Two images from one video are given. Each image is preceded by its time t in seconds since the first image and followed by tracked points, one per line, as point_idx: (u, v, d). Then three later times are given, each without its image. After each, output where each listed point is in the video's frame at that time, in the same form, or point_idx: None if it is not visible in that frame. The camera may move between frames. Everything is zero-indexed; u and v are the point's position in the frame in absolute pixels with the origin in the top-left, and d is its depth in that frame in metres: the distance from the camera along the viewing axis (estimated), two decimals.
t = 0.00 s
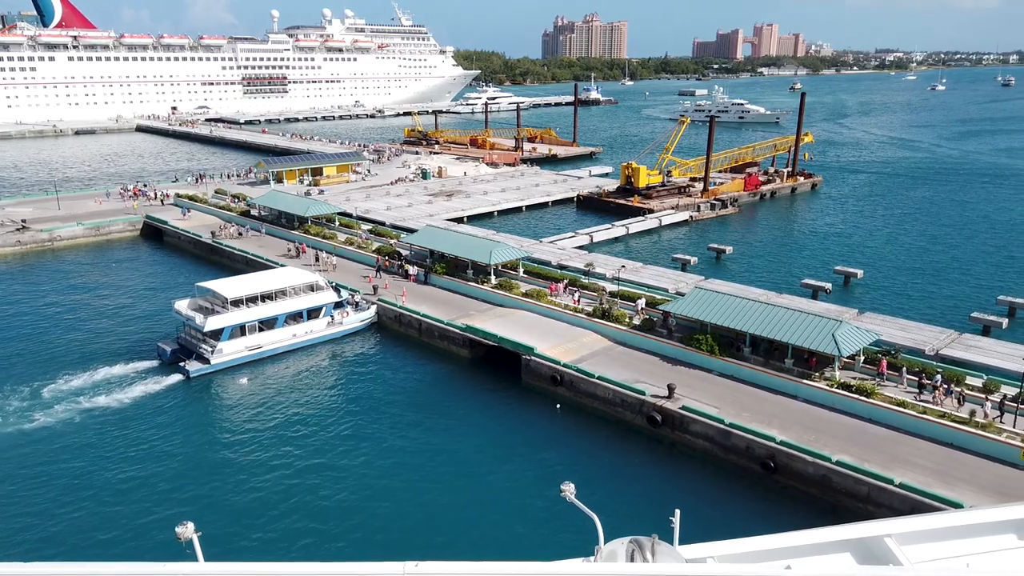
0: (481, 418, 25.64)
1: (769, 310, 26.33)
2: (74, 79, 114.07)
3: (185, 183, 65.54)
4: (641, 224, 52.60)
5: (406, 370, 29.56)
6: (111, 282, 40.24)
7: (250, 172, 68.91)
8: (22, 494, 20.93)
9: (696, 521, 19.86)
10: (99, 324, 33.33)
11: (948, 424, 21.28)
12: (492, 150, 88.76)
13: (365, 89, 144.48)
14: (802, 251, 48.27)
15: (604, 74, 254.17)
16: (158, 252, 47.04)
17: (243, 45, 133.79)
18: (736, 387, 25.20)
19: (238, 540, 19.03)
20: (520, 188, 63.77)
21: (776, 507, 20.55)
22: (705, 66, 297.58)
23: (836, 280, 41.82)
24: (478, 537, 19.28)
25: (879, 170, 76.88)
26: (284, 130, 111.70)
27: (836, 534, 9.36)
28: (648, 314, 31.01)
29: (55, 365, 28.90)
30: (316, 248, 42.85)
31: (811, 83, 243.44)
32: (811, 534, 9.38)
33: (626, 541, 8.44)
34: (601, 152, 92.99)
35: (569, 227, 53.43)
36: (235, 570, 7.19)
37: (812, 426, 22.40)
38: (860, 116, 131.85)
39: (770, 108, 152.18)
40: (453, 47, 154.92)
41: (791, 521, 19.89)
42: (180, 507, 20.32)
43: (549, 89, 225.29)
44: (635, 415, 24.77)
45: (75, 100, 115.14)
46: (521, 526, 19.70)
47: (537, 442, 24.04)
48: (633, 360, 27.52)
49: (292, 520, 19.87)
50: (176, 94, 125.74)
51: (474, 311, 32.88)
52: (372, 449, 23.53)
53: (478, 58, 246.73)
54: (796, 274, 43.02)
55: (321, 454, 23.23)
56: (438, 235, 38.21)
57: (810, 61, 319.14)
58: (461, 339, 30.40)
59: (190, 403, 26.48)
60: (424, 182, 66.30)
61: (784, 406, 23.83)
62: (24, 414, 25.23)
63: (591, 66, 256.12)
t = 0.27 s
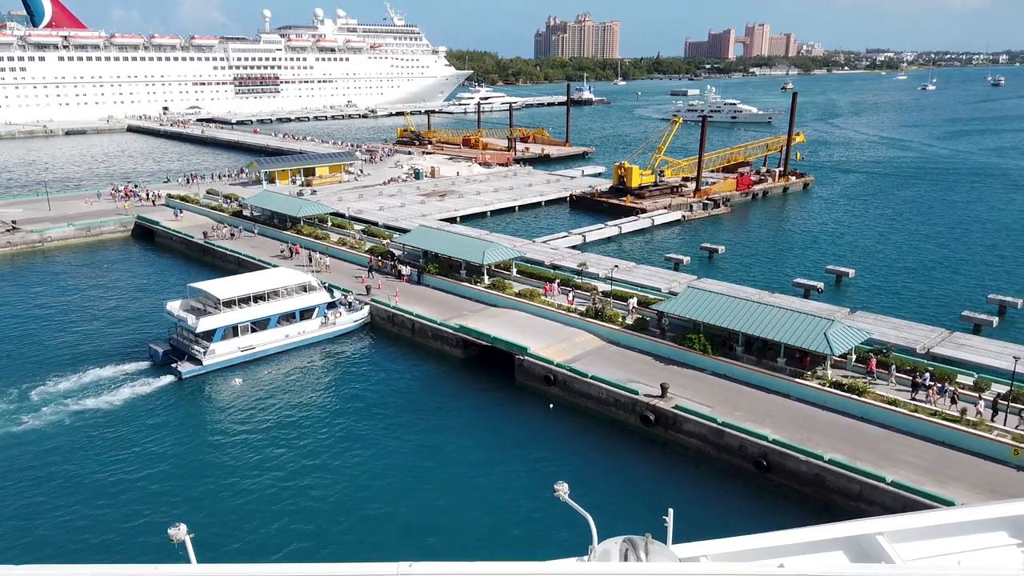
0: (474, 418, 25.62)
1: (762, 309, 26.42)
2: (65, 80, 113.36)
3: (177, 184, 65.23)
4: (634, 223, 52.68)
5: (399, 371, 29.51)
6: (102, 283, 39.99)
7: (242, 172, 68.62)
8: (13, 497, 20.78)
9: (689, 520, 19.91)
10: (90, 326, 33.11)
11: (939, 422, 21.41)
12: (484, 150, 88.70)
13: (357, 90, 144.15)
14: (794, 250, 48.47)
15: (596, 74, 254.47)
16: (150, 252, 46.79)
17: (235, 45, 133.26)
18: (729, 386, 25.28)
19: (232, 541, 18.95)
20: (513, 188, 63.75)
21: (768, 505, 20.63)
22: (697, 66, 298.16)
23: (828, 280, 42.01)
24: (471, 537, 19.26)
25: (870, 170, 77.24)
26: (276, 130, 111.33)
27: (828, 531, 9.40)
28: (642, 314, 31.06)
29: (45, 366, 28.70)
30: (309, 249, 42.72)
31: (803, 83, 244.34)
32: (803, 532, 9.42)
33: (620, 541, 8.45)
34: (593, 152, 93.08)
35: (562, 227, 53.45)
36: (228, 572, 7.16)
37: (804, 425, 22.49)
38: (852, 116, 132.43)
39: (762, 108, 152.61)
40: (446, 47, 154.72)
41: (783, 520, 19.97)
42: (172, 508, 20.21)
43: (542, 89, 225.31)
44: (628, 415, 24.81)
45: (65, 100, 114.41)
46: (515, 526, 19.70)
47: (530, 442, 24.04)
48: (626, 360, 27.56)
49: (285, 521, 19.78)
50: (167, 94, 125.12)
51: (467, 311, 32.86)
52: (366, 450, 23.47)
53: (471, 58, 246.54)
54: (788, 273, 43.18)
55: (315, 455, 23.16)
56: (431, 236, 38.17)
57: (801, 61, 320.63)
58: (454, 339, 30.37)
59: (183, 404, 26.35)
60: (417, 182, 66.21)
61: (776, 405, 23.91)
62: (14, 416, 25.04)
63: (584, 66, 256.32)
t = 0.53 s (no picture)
0: (468, 418, 25.59)
1: (754, 309, 26.50)
2: (55, 80, 112.66)
3: (168, 184, 64.91)
4: (627, 224, 52.74)
5: (393, 371, 29.47)
6: (93, 284, 39.75)
7: (234, 172, 68.35)
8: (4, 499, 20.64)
9: (682, 519, 19.94)
10: (81, 327, 32.91)
11: (931, 421, 21.52)
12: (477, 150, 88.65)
13: (350, 90, 143.81)
14: (786, 250, 48.65)
15: (589, 74, 254.77)
16: (141, 253, 46.55)
17: (226, 45, 132.73)
18: (721, 385, 25.35)
19: (225, 542, 18.90)
20: (506, 188, 63.74)
21: (761, 504, 20.69)
22: (689, 66, 298.79)
23: (820, 279, 42.18)
24: (465, 538, 19.24)
25: (862, 170, 77.59)
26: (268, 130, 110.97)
27: (820, 529, 9.46)
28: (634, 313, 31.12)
29: (36, 368, 28.53)
30: (301, 249, 42.58)
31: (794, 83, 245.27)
32: (796, 531, 9.46)
33: (613, 540, 8.46)
34: (586, 152, 93.16)
35: (555, 227, 53.48)
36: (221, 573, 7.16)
37: (796, 424, 22.58)
38: (844, 116, 133.04)
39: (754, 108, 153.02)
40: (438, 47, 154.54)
41: (776, 519, 20.04)
42: (165, 510, 20.13)
43: (534, 88, 225.34)
44: (621, 414, 24.85)
45: (55, 100, 113.69)
46: (508, 527, 19.68)
47: (523, 442, 24.04)
48: (619, 359, 27.61)
49: (278, 523, 19.69)
50: (159, 94, 124.53)
51: (460, 311, 32.83)
52: (359, 451, 23.42)
53: (464, 58, 246.37)
54: (780, 273, 43.33)
55: (308, 456, 23.10)
56: (424, 236, 38.11)
57: (793, 61, 321.85)
58: (447, 339, 30.33)
59: (175, 406, 26.23)
60: (409, 182, 66.12)
61: (769, 404, 23.99)
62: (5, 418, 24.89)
63: (576, 65, 256.52)
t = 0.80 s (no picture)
0: (461, 419, 25.57)
1: (747, 308, 26.56)
2: (45, 80, 111.91)
3: (159, 184, 64.58)
4: (620, 223, 52.81)
5: (386, 371, 29.41)
6: (84, 285, 39.52)
7: (226, 172, 68.08)
8: None
9: (676, 518, 20.00)
10: (72, 328, 32.71)
11: (922, 419, 21.64)
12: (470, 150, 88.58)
13: (342, 90, 143.49)
14: (778, 249, 48.85)
15: (581, 74, 255.04)
16: (133, 254, 46.30)
17: (218, 44, 132.16)
18: (714, 384, 25.41)
19: (218, 543, 18.84)
20: (499, 188, 63.72)
21: (754, 503, 20.76)
22: (682, 66, 299.53)
23: (812, 278, 42.37)
24: (458, 538, 19.22)
25: (853, 169, 77.96)
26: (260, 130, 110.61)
27: (814, 528, 9.50)
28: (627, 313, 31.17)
29: (27, 370, 28.33)
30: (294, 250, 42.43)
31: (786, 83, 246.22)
32: (789, 529, 9.51)
33: (608, 539, 8.45)
34: (579, 152, 93.24)
35: (548, 227, 53.50)
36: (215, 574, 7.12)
37: (789, 423, 22.68)
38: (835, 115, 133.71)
39: (746, 108, 153.50)
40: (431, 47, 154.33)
41: (769, 517, 20.12)
42: (158, 512, 20.03)
43: (527, 88, 225.35)
44: (615, 414, 24.88)
45: (46, 100, 112.94)
46: (502, 527, 19.68)
47: (517, 442, 24.04)
48: (613, 359, 27.65)
49: (270, 524, 19.62)
50: (150, 94, 123.88)
51: (453, 311, 32.81)
52: (352, 451, 23.35)
53: (456, 58, 246.12)
54: (773, 272, 43.49)
55: (301, 456, 23.04)
56: (417, 236, 38.06)
57: (784, 61, 323.26)
58: (440, 339, 30.30)
59: (167, 407, 26.10)
60: (402, 182, 66.03)
61: (761, 403, 24.07)
62: None
63: (569, 66, 256.73)
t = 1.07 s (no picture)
0: (455, 419, 25.54)
1: (739, 307, 26.64)
2: (35, 80, 111.12)
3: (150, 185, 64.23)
4: (613, 223, 52.88)
5: (379, 372, 29.36)
6: (75, 286, 39.29)
7: (218, 173, 67.79)
8: None
9: (669, 517, 20.04)
10: (63, 330, 32.51)
11: (914, 417, 21.76)
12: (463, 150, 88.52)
13: (334, 90, 143.11)
14: (770, 248, 49.03)
15: (573, 73, 255.24)
16: (124, 255, 46.06)
17: (209, 44, 131.56)
18: (707, 383, 25.48)
19: (211, 545, 18.79)
20: (492, 188, 63.70)
21: (747, 502, 20.84)
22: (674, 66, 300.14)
23: (804, 278, 42.57)
24: (452, 538, 19.19)
25: (844, 169, 78.33)
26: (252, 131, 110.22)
27: (808, 526, 9.54)
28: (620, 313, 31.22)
29: (17, 372, 28.16)
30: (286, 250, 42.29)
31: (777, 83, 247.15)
32: (782, 527, 9.56)
33: (601, 540, 8.46)
34: (572, 152, 93.31)
35: (541, 227, 53.51)
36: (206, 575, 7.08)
37: (781, 422, 22.76)
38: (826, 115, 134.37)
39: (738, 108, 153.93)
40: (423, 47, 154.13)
41: (762, 515, 20.19)
42: (150, 514, 19.93)
43: (520, 88, 225.31)
44: (608, 413, 24.91)
45: (35, 101, 112.13)
46: (495, 527, 19.66)
47: (511, 442, 24.04)
48: (606, 359, 27.68)
49: (263, 525, 19.57)
50: (141, 94, 123.23)
51: (446, 311, 32.78)
52: (345, 452, 23.30)
53: (449, 58, 245.81)
54: (765, 271, 43.63)
55: (294, 457, 22.98)
56: (410, 236, 37.99)
57: (776, 61, 324.59)
58: (433, 339, 30.25)
59: (158, 409, 25.97)
60: (395, 182, 65.92)
61: (754, 402, 24.14)
62: None
63: (562, 65, 256.83)
